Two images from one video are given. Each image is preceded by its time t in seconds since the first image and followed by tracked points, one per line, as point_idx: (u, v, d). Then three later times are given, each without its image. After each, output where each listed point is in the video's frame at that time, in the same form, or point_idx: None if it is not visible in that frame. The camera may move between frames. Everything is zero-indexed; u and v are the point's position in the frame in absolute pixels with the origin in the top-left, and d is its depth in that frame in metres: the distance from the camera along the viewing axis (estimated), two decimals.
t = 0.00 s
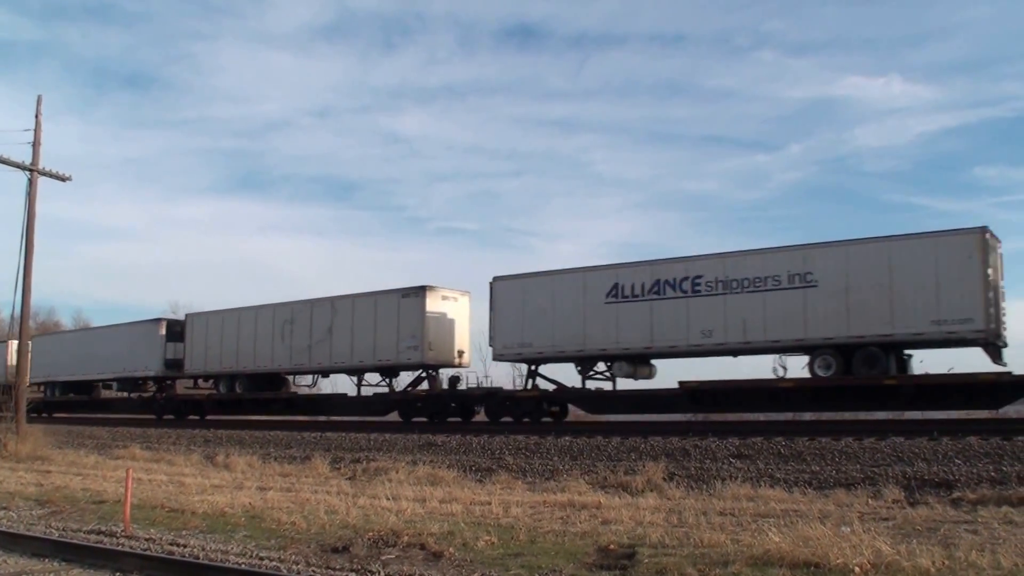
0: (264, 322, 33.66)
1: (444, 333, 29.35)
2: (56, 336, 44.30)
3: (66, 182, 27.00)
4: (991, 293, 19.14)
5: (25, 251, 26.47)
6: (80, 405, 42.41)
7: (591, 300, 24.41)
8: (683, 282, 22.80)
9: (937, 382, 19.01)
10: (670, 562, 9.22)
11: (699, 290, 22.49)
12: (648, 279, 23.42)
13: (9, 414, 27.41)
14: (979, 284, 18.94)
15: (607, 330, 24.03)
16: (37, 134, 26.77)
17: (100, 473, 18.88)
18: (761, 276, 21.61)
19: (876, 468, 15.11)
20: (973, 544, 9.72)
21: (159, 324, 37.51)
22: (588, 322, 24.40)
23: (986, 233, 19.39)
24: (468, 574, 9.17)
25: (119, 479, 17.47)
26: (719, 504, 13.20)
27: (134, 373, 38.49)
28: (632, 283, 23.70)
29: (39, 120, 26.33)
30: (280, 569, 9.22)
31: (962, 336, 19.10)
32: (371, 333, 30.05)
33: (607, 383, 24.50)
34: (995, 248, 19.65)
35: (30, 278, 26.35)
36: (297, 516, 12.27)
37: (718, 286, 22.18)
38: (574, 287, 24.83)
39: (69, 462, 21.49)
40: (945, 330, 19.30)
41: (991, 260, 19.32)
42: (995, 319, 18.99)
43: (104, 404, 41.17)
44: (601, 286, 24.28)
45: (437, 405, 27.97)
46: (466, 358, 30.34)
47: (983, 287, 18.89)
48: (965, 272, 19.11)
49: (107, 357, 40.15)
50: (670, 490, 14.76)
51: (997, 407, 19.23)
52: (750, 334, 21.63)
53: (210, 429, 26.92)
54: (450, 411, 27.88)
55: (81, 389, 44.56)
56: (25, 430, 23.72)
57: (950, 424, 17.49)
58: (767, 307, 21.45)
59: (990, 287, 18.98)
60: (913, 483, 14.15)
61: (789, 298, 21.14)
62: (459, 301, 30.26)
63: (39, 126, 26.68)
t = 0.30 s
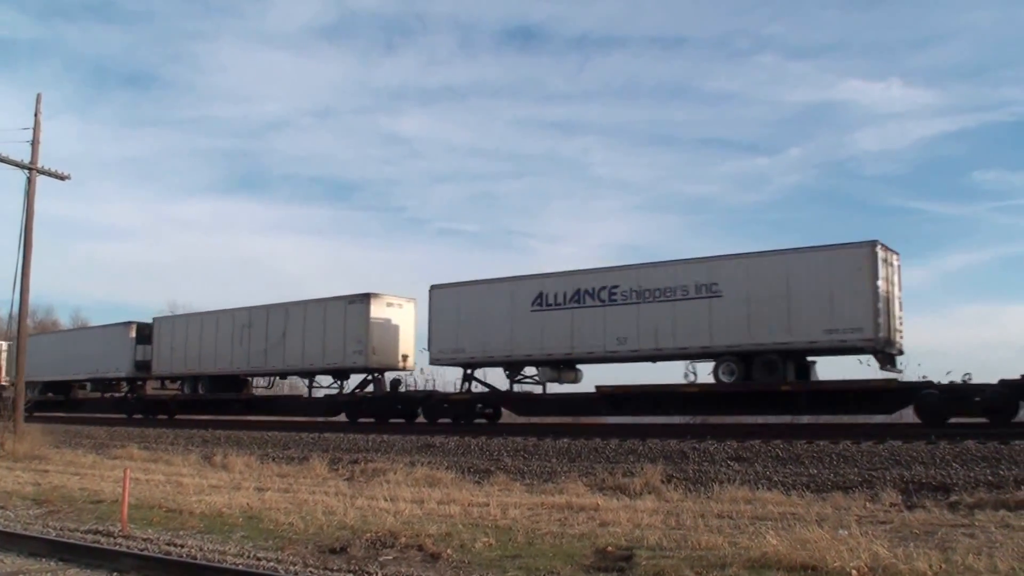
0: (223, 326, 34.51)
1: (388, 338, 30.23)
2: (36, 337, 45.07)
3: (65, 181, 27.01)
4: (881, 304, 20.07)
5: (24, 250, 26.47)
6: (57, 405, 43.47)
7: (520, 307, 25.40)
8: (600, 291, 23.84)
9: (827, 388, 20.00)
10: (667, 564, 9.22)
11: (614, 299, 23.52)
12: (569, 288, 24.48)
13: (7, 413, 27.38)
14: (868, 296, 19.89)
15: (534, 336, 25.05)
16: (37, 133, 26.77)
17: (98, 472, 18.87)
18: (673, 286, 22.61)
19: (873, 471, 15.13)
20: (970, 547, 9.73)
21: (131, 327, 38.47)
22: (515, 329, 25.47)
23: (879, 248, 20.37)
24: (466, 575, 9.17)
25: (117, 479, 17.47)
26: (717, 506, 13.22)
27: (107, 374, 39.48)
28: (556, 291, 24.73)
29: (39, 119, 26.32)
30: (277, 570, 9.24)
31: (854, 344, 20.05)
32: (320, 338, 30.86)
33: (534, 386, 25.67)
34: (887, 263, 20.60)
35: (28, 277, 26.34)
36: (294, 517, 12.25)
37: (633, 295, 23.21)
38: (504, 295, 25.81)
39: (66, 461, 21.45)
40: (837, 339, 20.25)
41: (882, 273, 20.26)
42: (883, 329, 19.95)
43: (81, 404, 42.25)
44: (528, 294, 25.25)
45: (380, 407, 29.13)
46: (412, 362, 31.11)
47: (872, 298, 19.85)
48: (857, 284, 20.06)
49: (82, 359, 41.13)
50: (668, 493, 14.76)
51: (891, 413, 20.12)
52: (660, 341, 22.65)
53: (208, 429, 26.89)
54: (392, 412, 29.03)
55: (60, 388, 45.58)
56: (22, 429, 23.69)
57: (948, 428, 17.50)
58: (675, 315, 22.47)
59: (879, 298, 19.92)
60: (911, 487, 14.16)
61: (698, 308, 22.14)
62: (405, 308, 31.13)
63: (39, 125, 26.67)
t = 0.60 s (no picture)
0: (189, 331, 36.35)
1: (336, 342, 32.27)
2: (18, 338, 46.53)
3: (65, 181, 27.03)
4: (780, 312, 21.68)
5: (24, 249, 26.47)
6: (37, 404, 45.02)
7: (454, 314, 27.11)
8: (526, 300, 25.60)
9: (731, 395, 21.41)
10: (665, 567, 9.24)
11: (539, 307, 25.28)
12: (500, 296, 26.24)
13: (6, 413, 27.37)
14: (768, 305, 21.52)
15: (467, 343, 26.80)
16: (37, 132, 26.76)
17: (97, 472, 18.90)
18: (592, 295, 24.36)
19: (871, 474, 15.15)
20: (968, 551, 9.75)
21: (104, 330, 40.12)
22: (450, 334, 27.22)
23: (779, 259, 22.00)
24: None
25: (115, 479, 17.50)
26: (715, 509, 13.23)
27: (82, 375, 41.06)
28: (486, 299, 26.50)
29: (39, 119, 26.34)
30: (273, 571, 9.24)
31: (754, 350, 21.64)
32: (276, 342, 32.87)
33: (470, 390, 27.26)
34: (787, 273, 22.22)
35: (28, 276, 26.34)
36: (292, 518, 12.26)
37: (556, 303, 25.00)
38: (441, 302, 27.59)
39: (65, 461, 21.45)
40: (740, 345, 21.86)
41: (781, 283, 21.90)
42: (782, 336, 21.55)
43: (59, 403, 43.74)
44: (462, 302, 27.00)
45: (327, 408, 30.78)
46: (360, 366, 33.14)
47: (771, 306, 21.46)
48: (757, 293, 21.68)
49: (58, 360, 42.69)
50: (666, 496, 14.77)
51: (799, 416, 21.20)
52: (580, 347, 24.36)
53: (206, 430, 26.89)
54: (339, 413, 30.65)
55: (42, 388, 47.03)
56: (21, 429, 23.69)
57: (947, 431, 17.49)
58: (594, 322, 24.16)
59: (778, 307, 21.53)
60: (909, 490, 14.17)
61: (613, 315, 23.84)
62: (354, 314, 33.24)
63: (39, 125, 26.67)
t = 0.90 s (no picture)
0: (156, 335, 37.76)
1: (292, 348, 33.83)
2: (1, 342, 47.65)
3: (66, 183, 27.09)
4: (689, 321, 22.94)
5: (24, 250, 26.50)
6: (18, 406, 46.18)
7: (394, 322, 28.53)
8: (458, 308, 26.95)
9: (635, 399, 22.78)
10: (664, 570, 9.26)
11: (470, 315, 26.57)
12: (433, 305, 27.58)
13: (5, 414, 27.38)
14: (678, 315, 22.77)
15: (406, 349, 28.21)
16: (37, 134, 26.82)
17: (96, 474, 18.92)
18: (519, 304, 25.62)
19: (870, 478, 15.15)
20: (968, 555, 9.77)
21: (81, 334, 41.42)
22: (389, 341, 28.65)
23: (688, 270, 23.28)
24: None
25: (114, 481, 17.51)
26: (714, 512, 13.24)
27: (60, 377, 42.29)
28: (423, 307, 27.81)
29: (39, 120, 26.37)
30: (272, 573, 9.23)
31: (665, 357, 22.94)
32: (235, 347, 34.41)
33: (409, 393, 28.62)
34: (698, 283, 23.46)
35: (28, 278, 26.37)
36: (292, 520, 12.28)
37: (487, 312, 26.25)
38: (382, 310, 29.00)
39: (65, 463, 21.47)
40: (653, 353, 23.10)
41: (691, 293, 23.16)
42: (690, 343, 22.83)
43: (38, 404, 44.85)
44: (401, 310, 28.37)
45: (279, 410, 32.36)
46: (316, 370, 34.72)
47: (680, 316, 22.74)
48: (668, 303, 22.97)
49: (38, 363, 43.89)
50: (665, 499, 14.77)
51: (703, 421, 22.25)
52: (506, 353, 25.69)
53: (205, 432, 26.90)
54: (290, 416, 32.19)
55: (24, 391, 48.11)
56: (20, 430, 23.70)
57: (947, 435, 17.48)
58: (520, 330, 25.43)
59: (686, 316, 22.80)
60: (908, 494, 14.17)
61: (538, 323, 25.10)
62: (310, 320, 34.84)
63: (40, 126, 26.73)
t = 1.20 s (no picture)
0: (127, 341, 39.22)
1: (254, 353, 35.25)
2: None
3: (66, 186, 27.19)
4: (607, 330, 25.18)
5: (25, 254, 26.56)
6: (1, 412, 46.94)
7: (345, 330, 30.70)
8: (403, 317, 29.09)
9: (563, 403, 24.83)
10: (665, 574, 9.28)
11: (412, 324, 28.71)
12: (381, 313, 29.70)
13: (6, 416, 27.44)
14: (596, 324, 25.00)
15: (356, 355, 30.32)
16: (39, 138, 26.90)
17: (96, 476, 18.97)
18: (456, 313, 27.69)
19: (870, 482, 15.15)
20: (967, 560, 9.76)
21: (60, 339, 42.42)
22: (340, 347, 30.72)
23: (608, 283, 25.50)
24: None
25: (115, 484, 17.56)
26: (714, 517, 13.23)
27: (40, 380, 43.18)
28: (370, 316, 29.95)
29: (41, 123, 26.44)
30: None
31: (585, 363, 25.04)
32: (199, 354, 35.90)
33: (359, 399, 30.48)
34: (618, 295, 25.72)
35: (29, 281, 26.42)
36: (292, 523, 12.30)
37: (427, 321, 28.37)
38: (335, 318, 31.07)
39: (65, 465, 21.52)
40: (573, 359, 25.25)
41: (610, 304, 25.41)
42: (607, 351, 25.04)
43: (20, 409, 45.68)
44: (350, 319, 30.53)
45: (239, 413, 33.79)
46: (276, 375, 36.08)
47: (599, 324, 24.94)
48: (589, 313, 25.14)
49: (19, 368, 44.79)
50: (664, 503, 14.77)
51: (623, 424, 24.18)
52: (445, 359, 27.77)
53: (205, 435, 26.92)
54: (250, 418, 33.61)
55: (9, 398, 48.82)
56: (20, 433, 23.74)
57: (946, 440, 17.48)
58: (457, 338, 27.53)
59: (604, 325, 25.01)
60: (908, 499, 14.16)
61: (474, 331, 27.19)
62: (271, 327, 36.30)
63: (41, 130, 26.81)
